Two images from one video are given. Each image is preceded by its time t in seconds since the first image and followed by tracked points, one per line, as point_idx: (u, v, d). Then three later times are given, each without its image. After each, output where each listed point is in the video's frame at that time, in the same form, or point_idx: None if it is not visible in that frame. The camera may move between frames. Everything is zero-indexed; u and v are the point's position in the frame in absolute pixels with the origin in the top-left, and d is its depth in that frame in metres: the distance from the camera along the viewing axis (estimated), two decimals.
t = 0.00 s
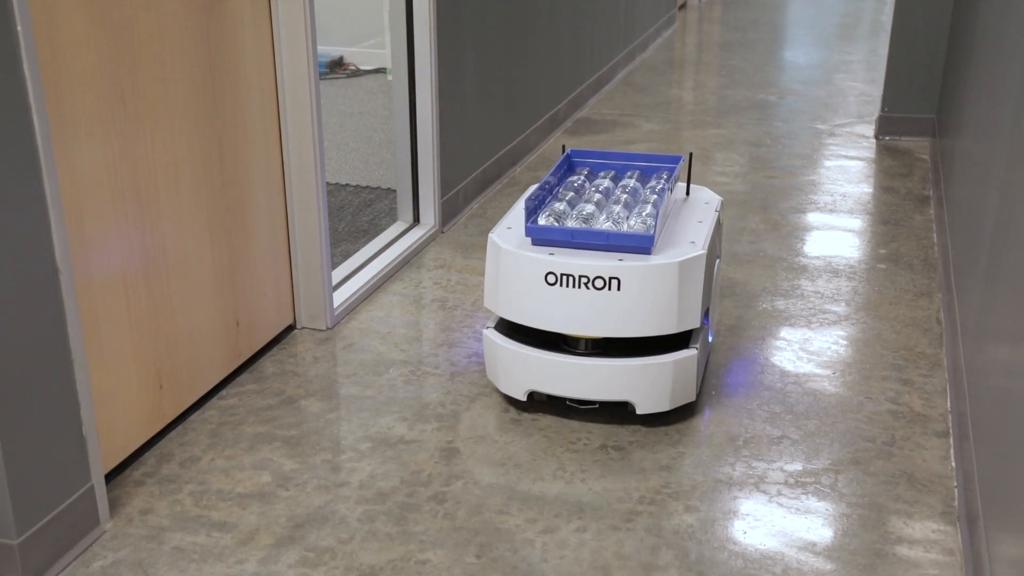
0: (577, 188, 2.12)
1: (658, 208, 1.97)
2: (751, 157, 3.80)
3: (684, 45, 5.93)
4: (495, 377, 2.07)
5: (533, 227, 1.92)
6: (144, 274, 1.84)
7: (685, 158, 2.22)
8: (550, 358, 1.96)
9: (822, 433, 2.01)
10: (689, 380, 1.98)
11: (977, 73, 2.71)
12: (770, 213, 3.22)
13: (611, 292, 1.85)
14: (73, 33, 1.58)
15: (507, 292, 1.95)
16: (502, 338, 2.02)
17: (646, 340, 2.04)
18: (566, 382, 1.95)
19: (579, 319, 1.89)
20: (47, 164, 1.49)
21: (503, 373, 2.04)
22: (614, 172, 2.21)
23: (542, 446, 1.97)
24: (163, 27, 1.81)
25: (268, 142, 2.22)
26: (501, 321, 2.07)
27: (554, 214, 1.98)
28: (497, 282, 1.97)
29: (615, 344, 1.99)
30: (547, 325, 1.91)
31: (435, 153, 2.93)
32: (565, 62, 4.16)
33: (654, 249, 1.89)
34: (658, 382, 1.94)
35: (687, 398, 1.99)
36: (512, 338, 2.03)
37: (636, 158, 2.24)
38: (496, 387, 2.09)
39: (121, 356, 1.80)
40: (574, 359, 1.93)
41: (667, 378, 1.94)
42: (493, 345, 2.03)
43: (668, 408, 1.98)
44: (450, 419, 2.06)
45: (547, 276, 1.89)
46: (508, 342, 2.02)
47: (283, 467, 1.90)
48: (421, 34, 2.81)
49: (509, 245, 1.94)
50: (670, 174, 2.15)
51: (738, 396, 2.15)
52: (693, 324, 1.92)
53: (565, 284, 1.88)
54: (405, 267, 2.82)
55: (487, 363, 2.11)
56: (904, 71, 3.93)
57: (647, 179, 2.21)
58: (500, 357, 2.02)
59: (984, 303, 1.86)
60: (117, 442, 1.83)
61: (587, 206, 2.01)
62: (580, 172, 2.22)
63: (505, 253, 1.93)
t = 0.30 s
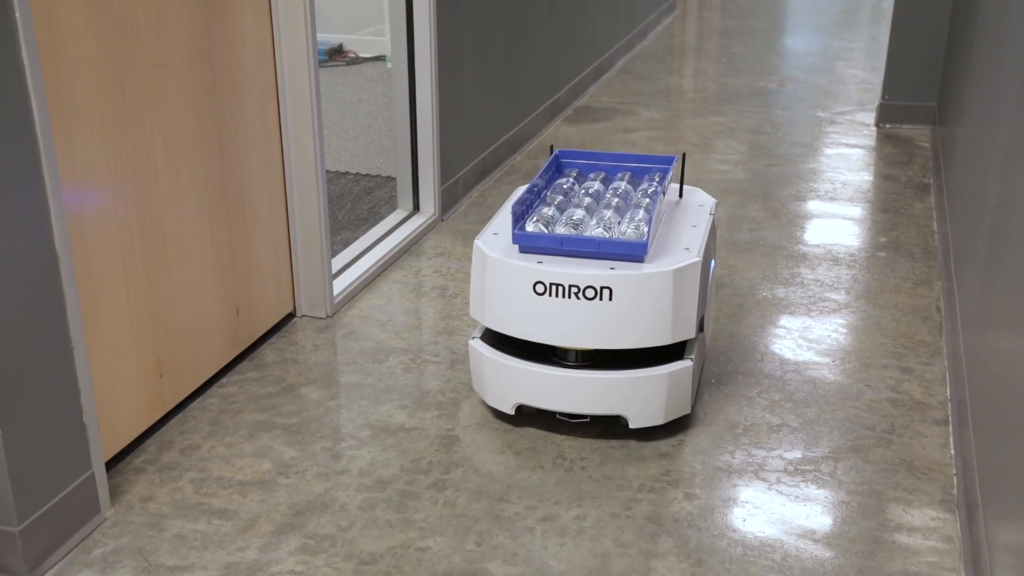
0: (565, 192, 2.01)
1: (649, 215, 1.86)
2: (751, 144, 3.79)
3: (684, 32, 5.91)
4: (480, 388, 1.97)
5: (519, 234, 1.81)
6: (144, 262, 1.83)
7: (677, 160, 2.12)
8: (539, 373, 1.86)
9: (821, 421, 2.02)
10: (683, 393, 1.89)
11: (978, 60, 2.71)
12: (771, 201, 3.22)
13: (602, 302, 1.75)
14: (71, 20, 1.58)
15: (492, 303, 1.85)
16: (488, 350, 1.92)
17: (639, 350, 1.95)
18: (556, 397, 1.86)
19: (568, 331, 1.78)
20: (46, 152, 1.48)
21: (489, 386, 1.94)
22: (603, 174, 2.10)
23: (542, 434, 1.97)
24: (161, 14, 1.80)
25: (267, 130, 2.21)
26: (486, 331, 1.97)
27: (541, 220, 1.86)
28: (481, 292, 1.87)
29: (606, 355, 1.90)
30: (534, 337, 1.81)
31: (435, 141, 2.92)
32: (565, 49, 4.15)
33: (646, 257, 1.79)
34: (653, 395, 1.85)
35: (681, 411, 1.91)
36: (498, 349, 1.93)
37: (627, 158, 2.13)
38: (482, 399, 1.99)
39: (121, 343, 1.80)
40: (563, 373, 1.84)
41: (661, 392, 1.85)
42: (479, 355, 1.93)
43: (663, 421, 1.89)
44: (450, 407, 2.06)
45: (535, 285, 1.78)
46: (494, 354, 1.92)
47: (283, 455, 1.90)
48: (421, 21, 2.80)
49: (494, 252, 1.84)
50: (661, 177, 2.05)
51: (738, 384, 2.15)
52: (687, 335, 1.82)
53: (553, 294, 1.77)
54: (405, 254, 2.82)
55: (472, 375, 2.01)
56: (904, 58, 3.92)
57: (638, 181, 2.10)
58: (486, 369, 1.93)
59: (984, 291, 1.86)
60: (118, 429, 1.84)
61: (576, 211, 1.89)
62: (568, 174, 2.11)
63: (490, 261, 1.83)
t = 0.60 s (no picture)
0: (557, 194, 1.92)
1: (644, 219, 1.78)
2: (751, 132, 3.79)
3: (685, 19, 5.89)
4: (469, 399, 1.89)
5: (508, 238, 1.73)
6: (143, 249, 1.83)
7: (672, 159, 2.03)
8: (529, 384, 1.78)
9: (821, 408, 2.02)
10: (679, 403, 1.81)
11: (979, 47, 2.70)
12: (771, 189, 3.22)
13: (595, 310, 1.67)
14: (70, 6, 1.57)
15: (481, 310, 1.77)
16: (477, 359, 1.84)
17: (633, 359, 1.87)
18: (547, 408, 1.78)
19: (560, 340, 1.70)
20: (45, 139, 1.48)
21: (477, 397, 1.86)
22: (595, 175, 2.01)
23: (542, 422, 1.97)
24: None
25: (267, 116, 2.21)
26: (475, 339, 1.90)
27: (531, 224, 1.77)
28: (469, 298, 1.79)
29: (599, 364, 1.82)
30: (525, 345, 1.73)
31: (435, 129, 2.92)
32: (565, 37, 4.14)
33: (641, 263, 1.70)
34: (648, 405, 1.78)
35: (677, 421, 1.83)
36: (487, 359, 1.85)
37: (620, 158, 2.04)
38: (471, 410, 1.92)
39: (120, 330, 1.79)
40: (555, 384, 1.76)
41: (656, 402, 1.78)
42: (467, 365, 1.85)
43: (659, 432, 1.82)
44: (450, 395, 2.06)
45: (525, 292, 1.70)
46: (483, 364, 1.84)
47: (283, 442, 1.90)
48: (421, 8, 2.79)
49: (482, 257, 1.76)
50: (655, 179, 1.97)
51: (738, 372, 2.15)
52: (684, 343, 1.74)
53: (544, 302, 1.69)
54: (405, 242, 2.81)
55: (460, 385, 1.94)
56: (905, 46, 3.92)
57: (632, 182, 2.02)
58: (475, 379, 1.85)
59: (984, 279, 1.86)
60: (119, 416, 1.84)
61: (568, 215, 1.80)
62: (559, 174, 2.02)
63: (478, 267, 1.74)
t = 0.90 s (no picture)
0: (548, 195, 1.89)
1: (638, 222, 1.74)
2: (751, 121, 3.78)
3: (685, 8, 5.88)
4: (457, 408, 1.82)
5: (497, 243, 1.68)
6: (143, 238, 1.83)
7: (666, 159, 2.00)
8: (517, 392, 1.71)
9: (820, 397, 2.02)
10: (675, 414, 1.75)
11: (979, 36, 2.70)
12: (771, 177, 3.22)
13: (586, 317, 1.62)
14: None
15: (468, 316, 1.72)
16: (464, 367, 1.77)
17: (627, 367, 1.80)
18: (537, 418, 1.72)
19: (550, 348, 1.65)
20: (44, 128, 1.48)
21: (465, 406, 1.79)
22: (588, 175, 1.98)
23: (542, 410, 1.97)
24: None
25: (267, 106, 2.21)
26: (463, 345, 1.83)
27: (521, 228, 1.73)
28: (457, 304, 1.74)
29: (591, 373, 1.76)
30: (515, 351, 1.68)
31: (435, 118, 2.91)
32: (564, 25, 4.12)
33: (634, 269, 1.66)
34: (637, 415, 1.71)
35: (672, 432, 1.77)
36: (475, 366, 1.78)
37: (613, 157, 2.01)
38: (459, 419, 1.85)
39: (120, 319, 1.79)
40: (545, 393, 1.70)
41: (650, 412, 1.71)
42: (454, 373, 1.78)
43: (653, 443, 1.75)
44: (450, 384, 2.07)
45: (514, 299, 1.65)
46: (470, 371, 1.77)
47: (283, 431, 1.91)
48: None
49: (470, 262, 1.71)
50: (649, 179, 1.94)
51: (738, 360, 2.16)
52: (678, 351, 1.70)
53: (534, 309, 1.64)
54: (405, 231, 2.81)
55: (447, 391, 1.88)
56: (905, 34, 3.91)
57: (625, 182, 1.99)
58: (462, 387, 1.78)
59: (984, 267, 1.87)
60: (119, 405, 1.85)
61: (559, 218, 1.77)
62: (552, 173, 1.99)
63: (466, 272, 1.70)
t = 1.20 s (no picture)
0: (542, 194, 1.88)
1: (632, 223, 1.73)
2: (751, 110, 3.78)
3: None
4: (449, 413, 1.81)
5: (489, 245, 1.68)
6: (143, 229, 1.83)
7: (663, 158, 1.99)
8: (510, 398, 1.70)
9: (820, 387, 2.02)
10: (669, 420, 1.74)
11: (980, 25, 2.69)
12: (771, 167, 3.21)
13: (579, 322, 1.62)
14: None
15: (459, 318, 1.71)
16: (456, 372, 1.76)
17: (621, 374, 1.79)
18: (530, 424, 1.71)
19: (542, 353, 1.65)
20: (45, 120, 1.48)
21: (457, 411, 1.78)
22: (583, 174, 1.97)
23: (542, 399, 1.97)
24: None
25: (267, 96, 2.20)
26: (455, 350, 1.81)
27: (514, 229, 1.72)
28: (448, 306, 1.73)
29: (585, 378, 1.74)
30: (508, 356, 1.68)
31: (435, 109, 2.91)
32: (564, 14, 4.11)
33: (629, 272, 1.66)
34: (629, 424, 1.69)
35: (667, 438, 1.76)
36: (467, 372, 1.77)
37: (610, 156, 2.00)
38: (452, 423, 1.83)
39: (120, 310, 1.79)
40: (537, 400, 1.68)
41: (644, 419, 1.70)
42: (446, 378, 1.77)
43: (647, 450, 1.74)
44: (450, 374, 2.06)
45: (506, 303, 1.64)
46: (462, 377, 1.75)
47: (283, 420, 1.91)
48: None
49: (462, 264, 1.70)
50: (646, 179, 1.93)
51: (738, 350, 2.16)
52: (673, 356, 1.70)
53: (526, 313, 1.64)
54: (404, 221, 2.81)
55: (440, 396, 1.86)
56: (906, 23, 3.90)
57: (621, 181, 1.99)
58: (454, 392, 1.77)
59: (984, 257, 1.87)
60: (120, 395, 1.85)
61: (553, 219, 1.76)
62: (547, 172, 1.98)
63: (458, 274, 1.69)
